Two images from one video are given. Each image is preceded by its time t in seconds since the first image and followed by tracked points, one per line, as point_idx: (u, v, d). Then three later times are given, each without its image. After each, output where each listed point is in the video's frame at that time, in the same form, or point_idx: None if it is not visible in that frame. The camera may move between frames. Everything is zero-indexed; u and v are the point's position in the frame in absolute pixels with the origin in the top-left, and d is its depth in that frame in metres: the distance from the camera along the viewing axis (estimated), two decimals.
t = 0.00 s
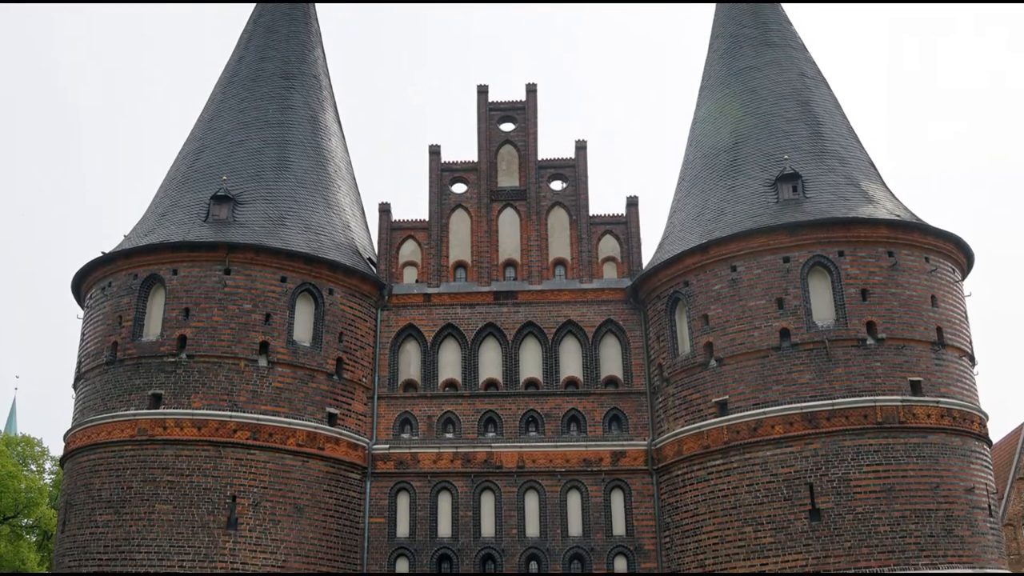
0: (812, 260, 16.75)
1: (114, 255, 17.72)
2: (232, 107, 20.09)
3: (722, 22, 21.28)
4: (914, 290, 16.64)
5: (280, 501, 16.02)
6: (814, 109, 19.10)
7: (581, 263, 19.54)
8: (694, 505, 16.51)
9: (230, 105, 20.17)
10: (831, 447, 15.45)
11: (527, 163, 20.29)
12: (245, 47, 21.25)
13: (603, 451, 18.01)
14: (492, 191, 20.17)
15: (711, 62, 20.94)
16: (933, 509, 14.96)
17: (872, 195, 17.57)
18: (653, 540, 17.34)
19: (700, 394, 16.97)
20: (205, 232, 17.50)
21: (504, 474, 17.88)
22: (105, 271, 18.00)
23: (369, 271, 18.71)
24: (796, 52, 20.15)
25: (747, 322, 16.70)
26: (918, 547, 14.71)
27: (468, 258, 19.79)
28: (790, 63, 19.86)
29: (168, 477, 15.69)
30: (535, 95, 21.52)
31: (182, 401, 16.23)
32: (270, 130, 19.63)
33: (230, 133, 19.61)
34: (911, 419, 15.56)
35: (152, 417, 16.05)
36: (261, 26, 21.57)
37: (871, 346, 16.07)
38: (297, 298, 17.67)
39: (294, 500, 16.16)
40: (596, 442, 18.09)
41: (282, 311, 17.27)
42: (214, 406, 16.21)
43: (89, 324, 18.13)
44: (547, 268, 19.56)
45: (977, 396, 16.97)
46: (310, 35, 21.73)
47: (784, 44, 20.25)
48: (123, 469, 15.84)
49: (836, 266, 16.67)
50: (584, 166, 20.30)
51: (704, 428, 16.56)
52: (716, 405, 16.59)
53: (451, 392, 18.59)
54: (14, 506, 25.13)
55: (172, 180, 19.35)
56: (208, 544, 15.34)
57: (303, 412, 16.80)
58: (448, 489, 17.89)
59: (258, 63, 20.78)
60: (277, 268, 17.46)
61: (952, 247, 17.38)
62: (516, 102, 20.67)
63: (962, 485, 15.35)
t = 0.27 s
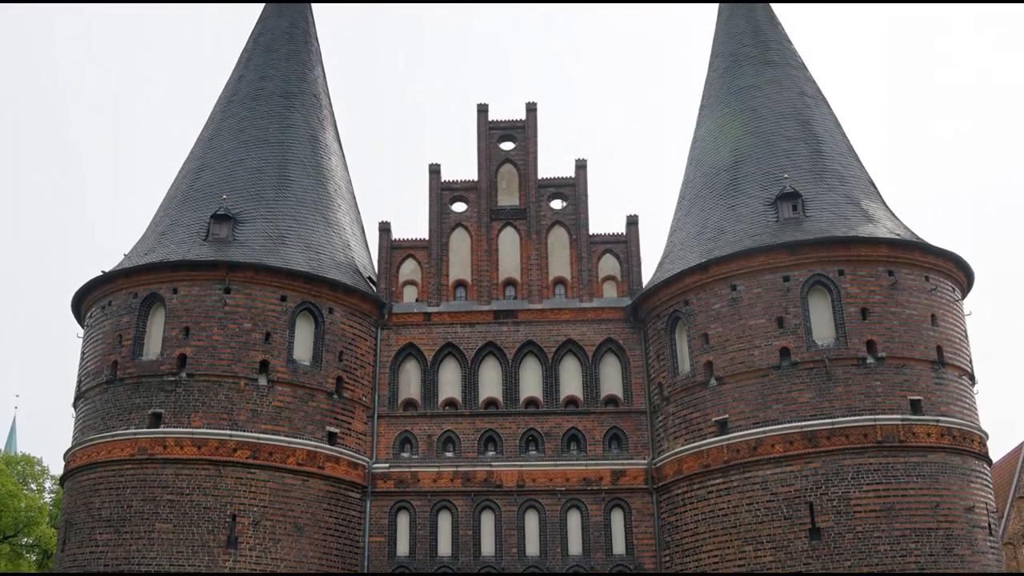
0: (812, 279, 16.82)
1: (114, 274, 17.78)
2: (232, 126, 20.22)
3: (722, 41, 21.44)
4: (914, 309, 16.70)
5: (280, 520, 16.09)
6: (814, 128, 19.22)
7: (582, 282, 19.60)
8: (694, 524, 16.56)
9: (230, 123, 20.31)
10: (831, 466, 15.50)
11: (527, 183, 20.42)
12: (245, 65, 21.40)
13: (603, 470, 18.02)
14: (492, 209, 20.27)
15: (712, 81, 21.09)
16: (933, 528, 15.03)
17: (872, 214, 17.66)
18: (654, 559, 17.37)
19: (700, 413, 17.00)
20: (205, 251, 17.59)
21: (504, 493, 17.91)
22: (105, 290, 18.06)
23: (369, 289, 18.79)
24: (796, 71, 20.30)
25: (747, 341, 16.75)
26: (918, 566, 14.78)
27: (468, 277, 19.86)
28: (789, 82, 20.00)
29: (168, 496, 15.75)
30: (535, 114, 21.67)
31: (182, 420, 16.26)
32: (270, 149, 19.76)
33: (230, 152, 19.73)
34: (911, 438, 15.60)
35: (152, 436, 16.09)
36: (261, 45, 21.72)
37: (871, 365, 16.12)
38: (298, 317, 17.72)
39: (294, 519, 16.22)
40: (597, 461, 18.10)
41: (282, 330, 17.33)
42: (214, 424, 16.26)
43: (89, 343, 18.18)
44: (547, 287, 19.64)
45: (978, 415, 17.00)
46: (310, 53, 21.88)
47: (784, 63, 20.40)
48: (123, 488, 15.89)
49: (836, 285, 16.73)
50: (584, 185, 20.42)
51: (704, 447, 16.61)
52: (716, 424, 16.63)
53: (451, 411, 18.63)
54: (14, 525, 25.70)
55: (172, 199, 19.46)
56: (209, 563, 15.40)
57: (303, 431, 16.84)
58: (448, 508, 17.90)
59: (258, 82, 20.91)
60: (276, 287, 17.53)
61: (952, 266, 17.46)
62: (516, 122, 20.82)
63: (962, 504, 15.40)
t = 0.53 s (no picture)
0: (812, 297, 16.88)
1: (114, 292, 17.86)
2: (232, 144, 20.35)
3: (722, 59, 21.62)
4: (914, 328, 16.76)
5: (280, 538, 16.15)
6: (814, 147, 19.35)
7: (582, 300, 19.68)
8: (694, 542, 16.59)
9: (230, 141, 20.45)
10: (831, 485, 15.54)
11: (527, 201, 20.55)
12: (245, 84, 21.56)
13: (603, 488, 18.06)
14: (492, 227, 20.38)
15: (712, 99, 21.25)
16: (933, 546, 15.07)
17: (872, 232, 17.77)
18: None
19: (700, 431, 17.02)
20: (205, 269, 17.68)
21: (504, 511, 17.94)
22: (105, 308, 18.13)
23: (369, 307, 18.86)
24: (796, 90, 20.46)
25: (747, 359, 16.79)
26: None
27: (468, 295, 19.94)
28: (789, 101, 20.15)
29: (168, 514, 15.80)
30: (535, 132, 21.83)
31: (182, 438, 16.31)
32: (270, 167, 19.89)
33: (230, 170, 19.86)
34: (912, 456, 15.63)
35: (152, 455, 16.14)
36: (261, 64, 21.88)
37: (871, 383, 16.16)
38: (297, 335, 17.78)
39: (294, 537, 16.27)
40: (597, 479, 18.13)
41: (282, 348, 17.38)
42: (214, 442, 16.31)
43: (89, 361, 18.23)
44: (547, 305, 19.71)
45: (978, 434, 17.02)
46: (310, 72, 22.04)
47: (784, 81, 20.56)
48: (123, 506, 15.95)
49: (836, 303, 16.80)
50: (584, 203, 20.53)
51: (704, 465, 16.65)
52: (716, 442, 16.66)
53: (451, 429, 18.67)
54: (15, 543, 25.85)
55: (172, 216, 19.58)
56: None
57: (303, 449, 16.88)
58: (448, 526, 17.94)
59: (258, 100, 21.07)
60: (277, 305, 17.61)
61: (952, 284, 17.54)
62: (516, 140, 20.97)
63: (962, 522, 15.44)
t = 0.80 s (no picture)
0: (812, 315, 16.95)
1: (114, 310, 17.93)
2: (232, 162, 20.49)
3: (722, 77, 21.79)
4: (914, 345, 16.83)
5: (280, 556, 16.20)
6: (814, 164, 19.48)
7: (582, 317, 19.75)
8: (695, 560, 16.63)
9: (230, 159, 20.58)
10: (831, 502, 15.59)
11: (527, 219, 20.65)
12: (245, 101, 21.71)
13: (604, 505, 18.08)
14: (492, 245, 20.48)
15: (712, 117, 21.42)
16: (933, 564, 15.12)
17: (872, 250, 17.87)
18: None
19: (700, 448, 17.06)
20: (205, 287, 17.76)
21: (504, 528, 17.96)
22: (105, 326, 18.20)
23: (369, 325, 18.93)
24: (796, 107, 20.61)
25: (747, 377, 16.83)
26: None
27: (468, 312, 20.01)
28: (789, 118, 20.30)
29: (168, 532, 15.86)
30: (535, 149, 21.98)
31: (182, 456, 16.35)
32: (270, 185, 20.01)
33: (230, 188, 19.99)
34: (912, 474, 15.67)
35: (152, 472, 16.20)
36: (260, 82, 22.04)
37: (871, 401, 16.20)
38: (297, 352, 17.84)
39: (295, 555, 16.32)
40: (597, 496, 18.14)
41: (282, 366, 17.43)
42: (214, 459, 16.36)
43: (89, 379, 18.28)
44: (547, 323, 19.78)
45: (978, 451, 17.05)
46: (310, 90, 22.20)
47: (783, 99, 20.72)
48: (123, 524, 16.00)
49: (836, 320, 16.86)
50: (584, 221, 20.64)
51: (704, 483, 16.69)
52: (716, 459, 16.70)
53: (451, 447, 18.70)
54: (14, 560, 25.78)
55: (172, 234, 19.69)
56: None
57: (303, 467, 16.92)
58: (448, 544, 17.96)
59: (259, 118, 21.22)
60: (277, 323, 17.67)
61: (952, 302, 17.63)
62: (516, 157, 21.09)
63: (962, 539, 15.49)
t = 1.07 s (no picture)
0: (812, 332, 17.01)
1: (113, 326, 18.01)
2: (232, 179, 20.62)
3: (722, 94, 21.96)
4: (914, 362, 16.88)
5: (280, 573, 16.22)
6: (814, 181, 19.60)
7: (582, 334, 19.82)
8: None
9: (230, 176, 20.72)
10: (831, 519, 15.62)
11: (527, 236, 20.75)
12: (246, 118, 21.88)
13: (603, 522, 18.14)
14: (493, 262, 20.58)
15: (712, 133, 21.58)
16: None
17: (872, 267, 17.96)
18: None
19: (700, 465, 17.09)
20: (205, 303, 17.84)
21: (504, 545, 17.99)
22: (105, 343, 18.26)
23: (369, 342, 18.99)
24: (796, 124, 20.76)
25: (747, 393, 16.87)
26: None
27: (468, 329, 20.08)
28: (789, 135, 20.45)
29: (168, 549, 15.89)
30: (534, 166, 22.12)
31: (182, 472, 16.39)
32: (270, 202, 20.13)
33: (230, 204, 20.11)
34: (912, 490, 15.70)
35: (151, 489, 16.23)
36: (261, 98, 22.21)
37: (871, 417, 16.24)
38: (297, 369, 17.89)
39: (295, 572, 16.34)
40: (597, 513, 18.21)
41: (282, 383, 17.48)
42: (213, 476, 16.40)
43: (89, 395, 18.32)
44: (547, 339, 19.84)
45: (978, 468, 17.06)
46: (310, 107, 22.38)
47: (783, 116, 20.87)
48: (123, 541, 16.03)
49: (836, 337, 16.93)
50: (584, 238, 20.74)
51: (704, 499, 16.72)
52: (716, 476, 16.73)
53: (452, 463, 18.73)
54: None
55: (172, 251, 19.80)
56: None
57: (303, 484, 16.95)
58: (448, 560, 17.98)
59: (258, 135, 21.37)
60: (277, 339, 17.73)
61: (952, 319, 17.69)
62: (516, 174, 21.23)
63: (962, 556, 15.51)
